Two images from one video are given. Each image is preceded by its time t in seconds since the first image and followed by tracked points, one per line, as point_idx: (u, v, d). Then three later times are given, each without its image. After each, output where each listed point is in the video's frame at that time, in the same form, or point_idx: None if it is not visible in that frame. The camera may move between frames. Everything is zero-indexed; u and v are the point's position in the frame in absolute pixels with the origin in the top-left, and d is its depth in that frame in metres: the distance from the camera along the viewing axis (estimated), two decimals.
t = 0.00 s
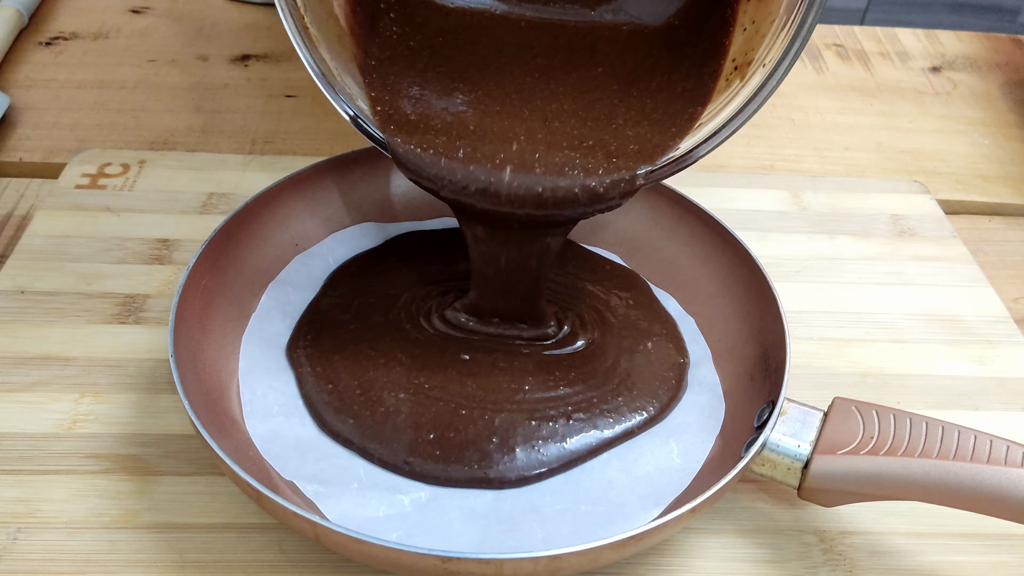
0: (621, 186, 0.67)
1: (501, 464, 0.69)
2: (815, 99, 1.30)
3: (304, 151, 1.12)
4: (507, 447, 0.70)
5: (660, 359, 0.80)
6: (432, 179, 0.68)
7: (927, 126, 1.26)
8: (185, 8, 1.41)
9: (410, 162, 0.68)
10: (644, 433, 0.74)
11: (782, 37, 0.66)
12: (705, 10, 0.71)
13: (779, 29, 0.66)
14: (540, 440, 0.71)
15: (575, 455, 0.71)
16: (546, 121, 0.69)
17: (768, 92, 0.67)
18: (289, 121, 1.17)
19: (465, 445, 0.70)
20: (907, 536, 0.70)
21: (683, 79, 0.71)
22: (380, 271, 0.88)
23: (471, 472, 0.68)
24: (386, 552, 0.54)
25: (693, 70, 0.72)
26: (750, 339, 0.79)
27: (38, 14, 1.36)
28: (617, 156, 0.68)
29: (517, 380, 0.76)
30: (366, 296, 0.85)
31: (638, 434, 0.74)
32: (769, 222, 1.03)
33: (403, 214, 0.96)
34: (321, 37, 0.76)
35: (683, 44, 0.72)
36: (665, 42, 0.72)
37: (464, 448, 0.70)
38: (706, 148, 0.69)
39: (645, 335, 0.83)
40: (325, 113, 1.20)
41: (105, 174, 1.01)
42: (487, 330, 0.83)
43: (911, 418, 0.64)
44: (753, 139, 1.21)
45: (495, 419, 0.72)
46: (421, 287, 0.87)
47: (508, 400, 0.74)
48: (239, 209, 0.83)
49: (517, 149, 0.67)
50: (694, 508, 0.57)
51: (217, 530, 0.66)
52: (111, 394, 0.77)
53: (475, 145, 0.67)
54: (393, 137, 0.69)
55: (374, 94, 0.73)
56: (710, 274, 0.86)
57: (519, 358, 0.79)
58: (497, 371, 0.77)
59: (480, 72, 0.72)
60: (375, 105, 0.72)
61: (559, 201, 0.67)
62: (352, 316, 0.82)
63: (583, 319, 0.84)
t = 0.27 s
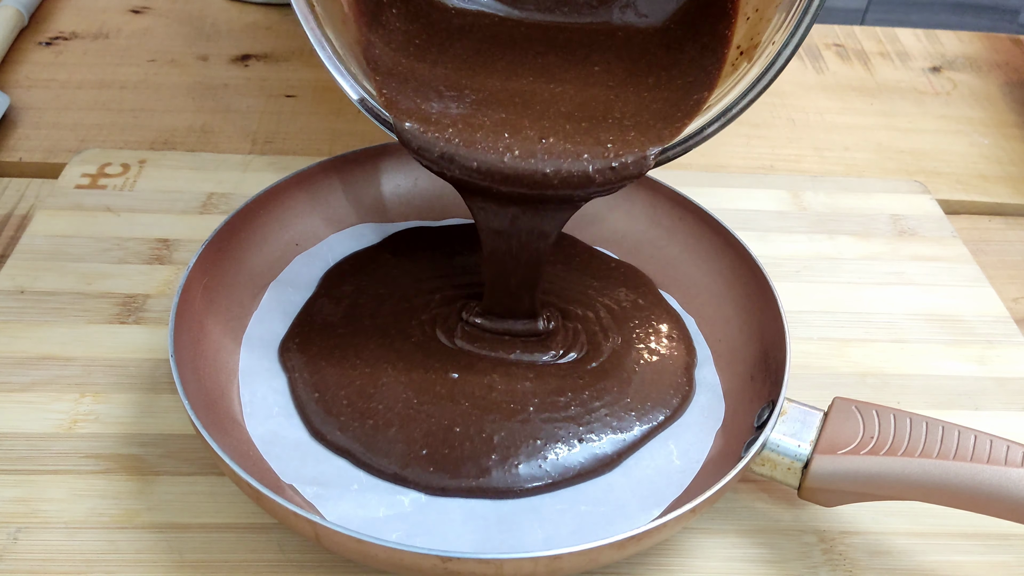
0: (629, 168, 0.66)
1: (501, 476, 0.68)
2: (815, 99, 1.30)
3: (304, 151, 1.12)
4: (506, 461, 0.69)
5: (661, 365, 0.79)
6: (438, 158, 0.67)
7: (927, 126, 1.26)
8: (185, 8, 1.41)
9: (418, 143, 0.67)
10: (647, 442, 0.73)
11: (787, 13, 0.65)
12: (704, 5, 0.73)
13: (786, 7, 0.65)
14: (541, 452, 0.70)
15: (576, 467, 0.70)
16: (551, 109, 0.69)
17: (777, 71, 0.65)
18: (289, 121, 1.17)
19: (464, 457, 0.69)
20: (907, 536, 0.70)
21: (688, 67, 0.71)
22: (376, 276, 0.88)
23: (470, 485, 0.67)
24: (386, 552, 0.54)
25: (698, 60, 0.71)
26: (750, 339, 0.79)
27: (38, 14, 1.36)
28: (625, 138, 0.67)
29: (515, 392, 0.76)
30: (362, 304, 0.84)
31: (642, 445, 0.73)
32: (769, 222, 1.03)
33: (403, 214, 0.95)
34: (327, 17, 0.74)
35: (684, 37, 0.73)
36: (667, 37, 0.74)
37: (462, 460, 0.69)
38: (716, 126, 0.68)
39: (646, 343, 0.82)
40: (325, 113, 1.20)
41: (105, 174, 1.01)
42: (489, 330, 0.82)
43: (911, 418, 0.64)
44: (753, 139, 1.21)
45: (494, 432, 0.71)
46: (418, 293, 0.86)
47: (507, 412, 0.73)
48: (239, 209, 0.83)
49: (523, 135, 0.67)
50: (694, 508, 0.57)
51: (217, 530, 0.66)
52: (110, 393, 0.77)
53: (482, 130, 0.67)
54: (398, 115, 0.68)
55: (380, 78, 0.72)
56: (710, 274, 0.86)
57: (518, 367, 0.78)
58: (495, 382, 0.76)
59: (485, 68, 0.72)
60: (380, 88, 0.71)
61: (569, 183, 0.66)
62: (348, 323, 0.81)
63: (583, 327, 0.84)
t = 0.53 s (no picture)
0: (629, 163, 0.66)
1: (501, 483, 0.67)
2: (815, 99, 1.30)
3: (304, 151, 1.12)
4: (506, 467, 0.68)
5: (662, 369, 0.79)
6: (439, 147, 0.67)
7: (927, 126, 1.26)
8: (185, 8, 1.41)
9: (420, 133, 0.67)
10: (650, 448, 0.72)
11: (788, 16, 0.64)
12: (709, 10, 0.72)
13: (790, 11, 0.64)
14: (541, 456, 0.70)
15: (577, 472, 0.69)
16: (554, 105, 0.69)
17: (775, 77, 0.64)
18: (290, 121, 1.17)
19: (462, 463, 0.68)
20: (907, 536, 0.70)
21: (690, 69, 0.72)
22: (373, 279, 0.87)
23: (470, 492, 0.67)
24: (386, 552, 0.54)
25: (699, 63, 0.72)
26: (750, 338, 0.80)
27: (38, 14, 1.36)
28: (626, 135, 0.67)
29: (515, 396, 0.75)
30: (359, 307, 0.83)
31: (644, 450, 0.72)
32: (769, 222, 1.03)
33: (403, 214, 0.95)
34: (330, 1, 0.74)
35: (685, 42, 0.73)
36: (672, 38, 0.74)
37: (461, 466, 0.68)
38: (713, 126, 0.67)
39: (647, 346, 0.81)
40: (325, 113, 1.20)
41: (104, 174, 1.01)
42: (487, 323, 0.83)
43: (911, 418, 0.64)
44: (753, 139, 1.21)
45: (493, 437, 0.71)
46: (416, 296, 0.86)
47: (507, 417, 0.72)
48: (239, 209, 0.83)
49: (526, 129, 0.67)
50: (694, 509, 0.57)
51: (217, 530, 0.66)
52: (110, 394, 0.77)
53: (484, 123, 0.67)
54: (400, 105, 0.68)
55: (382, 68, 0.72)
56: (710, 274, 0.86)
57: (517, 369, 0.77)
58: (494, 386, 0.75)
59: (487, 63, 0.72)
60: (381, 74, 0.71)
61: (570, 176, 0.66)
62: (345, 327, 0.81)
63: (583, 329, 0.83)
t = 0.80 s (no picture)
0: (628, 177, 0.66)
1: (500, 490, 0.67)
2: (815, 99, 1.30)
3: (304, 151, 1.12)
4: (506, 474, 0.68)
5: (663, 372, 0.78)
6: (442, 166, 0.68)
7: (927, 126, 1.26)
8: (185, 8, 1.41)
9: (424, 150, 0.68)
10: (652, 453, 0.72)
11: (788, 32, 0.64)
12: (706, 20, 0.72)
13: (791, 23, 0.64)
14: (542, 463, 0.69)
15: (577, 483, 0.68)
16: (554, 121, 0.69)
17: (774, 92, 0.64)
18: (290, 121, 1.17)
19: (462, 470, 0.68)
20: (907, 537, 0.70)
21: (690, 81, 0.71)
22: (372, 282, 0.87)
23: (470, 499, 0.66)
24: (386, 552, 0.54)
25: (697, 74, 0.71)
26: (750, 339, 0.79)
27: (38, 14, 1.36)
28: (625, 152, 0.67)
29: (515, 402, 0.74)
30: (357, 311, 0.83)
31: (645, 455, 0.71)
32: (769, 222, 1.03)
33: (404, 214, 0.95)
34: (333, 19, 0.72)
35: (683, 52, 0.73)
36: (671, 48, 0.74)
37: (460, 471, 0.68)
38: (716, 139, 0.66)
39: (647, 350, 0.80)
40: (325, 113, 1.20)
41: (105, 174, 1.01)
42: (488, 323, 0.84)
43: (911, 418, 0.64)
44: (753, 139, 1.21)
45: (493, 444, 0.70)
46: (415, 299, 0.86)
47: (507, 423, 0.72)
48: (239, 210, 0.83)
49: (526, 146, 0.67)
50: (694, 508, 0.57)
51: (217, 530, 0.66)
52: (110, 394, 0.77)
53: (487, 141, 0.68)
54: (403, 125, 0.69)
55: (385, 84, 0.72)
56: (711, 275, 0.86)
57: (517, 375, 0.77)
58: (494, 392, 0.75)
59: (489, 75, 0.73)
60: (383, 91, 0.71)
61: (569, 193, 0.67)
62: (343, 331, 0.80)
63: (583, 334, 0.82)
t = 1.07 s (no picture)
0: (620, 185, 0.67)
1: (500, 495, 0.67)
2: (815, 99, 1.30)
3: (304, 151, 1.12)
4: (506, 479, 0.68)
5: (663, 375, 0.78)
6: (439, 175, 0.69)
7: (927, 126, 1.26)
8: (185, 8, 1.41)
9: (421, 161, 0.68)
10: (654, 456, 0.71)
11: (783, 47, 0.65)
12: (705, 29, 0.72)
13: (785, 35, 0.65)
14: (543, 467, 0.69)
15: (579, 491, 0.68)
16: (551, 130, 0.70)
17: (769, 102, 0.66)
18: (289, 121, 1.17)
19: (461, 474, 0.68)
20: (907, 536, 0.70)
21: (688, 90, 0.72)
22: (371, 285, 0.87)
23: (469, 504, 0.66)
24: (386, 552, 0.54)
25: (695, 83, 0.72)
26: (749, 339, 0.80)
27: (37, 14, 1.36)
28: (619, 162, 0.68)
29: (515, 407, 0.74)
30: (356, 314, 0.83)
31: (647, 458, 0.71)
32: (769, 222, 1.03)
33: (404, 214, 0.95)
34: (333, 28, 0.73)
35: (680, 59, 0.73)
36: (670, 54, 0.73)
37: (458, 480, 0.67)
38: (707, 153, 0.67)
39: (648, 354, 0.80)
40: (325, 113, 1.20)
41: (104, 174, 1.01)
42: (486, 320, 0.84)
43: (911, 418, 0.64)
44: (753, 139, 1.21)
45: (493, 449, 0.70)
46: (414, 301, 0.85)
47: (506, 428, 0.72)
48: (239, 209, 0.83)
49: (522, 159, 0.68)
50: (694, 508, 0.57)
51: (217, 530, 0.66)
52: (110, 394, 0.77)
53: (484, 151, 0.68)
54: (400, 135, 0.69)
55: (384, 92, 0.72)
56: (710, 275, 0.86)
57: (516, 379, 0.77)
58: (493, 397, 0.75)
59: (490, 81, 0.72)
60: (382, 100, 0.72)
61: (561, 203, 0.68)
62: (342, 334, 0.80)
63: (583, 337, 0.82)
